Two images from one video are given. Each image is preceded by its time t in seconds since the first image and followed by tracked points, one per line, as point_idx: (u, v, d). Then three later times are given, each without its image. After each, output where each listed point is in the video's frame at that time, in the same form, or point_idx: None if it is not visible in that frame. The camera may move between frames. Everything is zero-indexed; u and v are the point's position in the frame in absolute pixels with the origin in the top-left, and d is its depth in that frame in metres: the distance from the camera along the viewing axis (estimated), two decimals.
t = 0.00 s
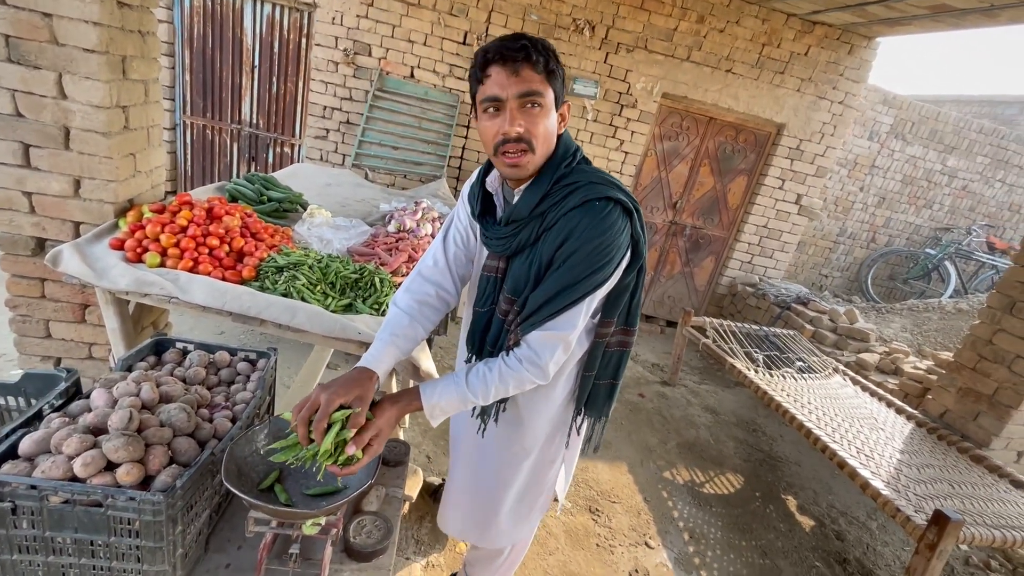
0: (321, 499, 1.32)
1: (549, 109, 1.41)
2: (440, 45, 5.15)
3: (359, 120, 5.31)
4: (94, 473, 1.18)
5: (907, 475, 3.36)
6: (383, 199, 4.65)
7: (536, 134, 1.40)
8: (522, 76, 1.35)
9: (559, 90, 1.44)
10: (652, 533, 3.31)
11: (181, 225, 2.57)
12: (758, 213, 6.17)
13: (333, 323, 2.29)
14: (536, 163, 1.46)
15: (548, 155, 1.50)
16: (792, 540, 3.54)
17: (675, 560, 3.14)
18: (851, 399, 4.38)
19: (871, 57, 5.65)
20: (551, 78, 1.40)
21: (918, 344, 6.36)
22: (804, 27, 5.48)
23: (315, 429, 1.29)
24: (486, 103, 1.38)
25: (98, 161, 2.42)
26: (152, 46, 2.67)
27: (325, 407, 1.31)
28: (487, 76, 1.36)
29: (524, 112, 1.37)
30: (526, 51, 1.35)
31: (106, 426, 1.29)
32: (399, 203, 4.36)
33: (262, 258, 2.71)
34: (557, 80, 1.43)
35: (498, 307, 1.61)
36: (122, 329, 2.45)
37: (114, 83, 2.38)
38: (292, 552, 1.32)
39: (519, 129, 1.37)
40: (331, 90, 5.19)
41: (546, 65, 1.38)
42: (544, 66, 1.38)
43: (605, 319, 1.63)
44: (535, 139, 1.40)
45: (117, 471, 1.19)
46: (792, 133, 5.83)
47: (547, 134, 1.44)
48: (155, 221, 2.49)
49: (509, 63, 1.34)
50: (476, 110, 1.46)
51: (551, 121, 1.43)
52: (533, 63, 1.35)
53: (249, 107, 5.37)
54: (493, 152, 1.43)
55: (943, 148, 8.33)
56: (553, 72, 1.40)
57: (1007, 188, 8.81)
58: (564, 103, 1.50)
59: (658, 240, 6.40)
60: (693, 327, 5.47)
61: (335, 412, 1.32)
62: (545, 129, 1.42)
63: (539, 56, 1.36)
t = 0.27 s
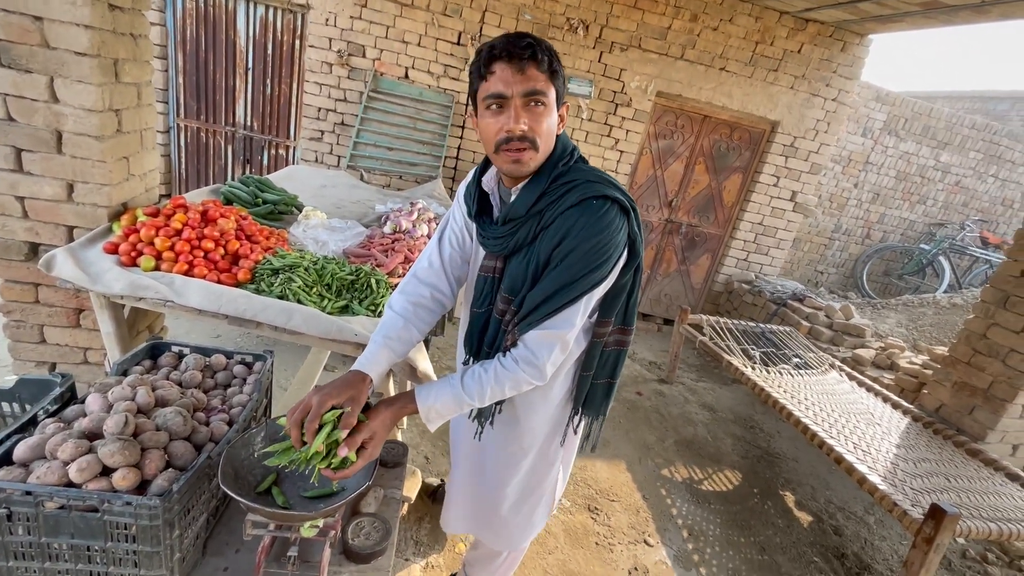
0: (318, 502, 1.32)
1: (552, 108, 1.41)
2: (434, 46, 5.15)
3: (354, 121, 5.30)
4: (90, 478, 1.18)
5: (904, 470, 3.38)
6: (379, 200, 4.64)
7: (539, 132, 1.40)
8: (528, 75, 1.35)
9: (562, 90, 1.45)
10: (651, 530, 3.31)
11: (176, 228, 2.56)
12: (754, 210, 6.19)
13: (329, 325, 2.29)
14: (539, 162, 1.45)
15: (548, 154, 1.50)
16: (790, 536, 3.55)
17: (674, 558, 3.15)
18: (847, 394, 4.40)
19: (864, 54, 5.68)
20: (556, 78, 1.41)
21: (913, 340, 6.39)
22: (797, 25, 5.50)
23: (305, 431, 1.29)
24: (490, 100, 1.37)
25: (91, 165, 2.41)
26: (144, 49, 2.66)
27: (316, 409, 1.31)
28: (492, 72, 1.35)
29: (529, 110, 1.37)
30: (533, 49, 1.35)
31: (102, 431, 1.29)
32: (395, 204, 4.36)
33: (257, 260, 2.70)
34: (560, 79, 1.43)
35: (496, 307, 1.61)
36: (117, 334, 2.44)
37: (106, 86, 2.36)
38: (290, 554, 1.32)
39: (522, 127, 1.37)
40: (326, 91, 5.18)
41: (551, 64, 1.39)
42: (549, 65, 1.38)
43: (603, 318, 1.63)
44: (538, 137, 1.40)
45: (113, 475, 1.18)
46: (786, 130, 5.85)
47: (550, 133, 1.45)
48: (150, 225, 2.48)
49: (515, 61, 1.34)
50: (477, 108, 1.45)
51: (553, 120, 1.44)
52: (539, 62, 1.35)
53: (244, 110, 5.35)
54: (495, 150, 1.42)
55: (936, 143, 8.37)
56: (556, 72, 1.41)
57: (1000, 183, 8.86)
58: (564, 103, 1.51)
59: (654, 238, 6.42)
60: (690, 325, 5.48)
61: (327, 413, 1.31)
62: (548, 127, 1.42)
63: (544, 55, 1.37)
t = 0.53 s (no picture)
0: (311, 507, 1.32)
1: (538, 111, 1.42)
2: (428, 49, 5.16)
3: (349, 125, 5.30)
4: (81, 486, 1.17)
5: (901, 466, 3.39)
6: (374, 203, 4.64)
7: (526, 136, 1.40)
8: (513, 79, 1.35)
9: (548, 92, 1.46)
10: (650, 530, 3.31)
11: (169, 234, 2.56)
12: (749, 209, 6.21)
13: (324, 329, 2.29)
14: (526, 165, 1.46)
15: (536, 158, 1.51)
16: (789, 534, 3.56)
17: (673, 558, 3.15)
18: (845, 392, 4.41)
19: (857, 52, 5.70)
20: (541, 82, 1.41)
21: (910, 336, 6.41)
22: (790, 23, 5.52)
23: (295, 437, 1.30)
24: (475, 104, 1.37)
25: (84, 172, 2.41)
26: (136, 55, 2.66)
27: (306, 415, 1.32)
28: (477, 77, 1.36)
29: (515, 114, 1.37)
30: (518, 54, 1.36)
31: (94, 439, 1.29)
32: (390, 207, 4.36)
33: (252, 265, 2.70)
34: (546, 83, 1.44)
35: (488, 310, 1.61)
36: (112, 340, 2.44)
37: (98, 93, 2.36)
38: (284, 560, 1.33)
39: (509, 130, 1.37)
40: (320, 95, 5.19)
41: (537, 67, 1.40)
42: (535, 68, 1.39)
43: (595, 320, 1.64)
44: (526, 141, 1.41)
45: (105, 483, 1.18)
46: (780, 129, 5.86)
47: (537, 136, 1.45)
48: (143, 231, 2.47)
49: (500, 65, 1.34)
50: (463, 112, 1.46)
51: (540, 123, 1.44)
52: (524, 66, 1.36)
53: (238, 114, 5.35)
54: (482, 153, 1.42)
55: (930, 140, 8.40)
56: (542, 75, 1.42)
57: (994, 179, 8.90)
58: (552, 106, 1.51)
59: (650, 238, 6.43)
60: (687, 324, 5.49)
61: (317, 418, 1.33)
62: (535, 131, 1.43)
63: (529, 58, 1.37)
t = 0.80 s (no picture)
0: (314, 511, 1.32)
1: (534, 116, 1.43)
2: (428, 53, 5.19)
3: (350, 130, 5.33)
4: (85, 491, 1.18)
5: (907, 466, 3.37)
6: (376, 208, 4.66)
7: (522, 140, 1.41)
8: (508, 84, 1.36)
9: (543, 96, 1.47)
10: (654, 533, 3.31)
11: (172, 240, 2.58)
12: (751, 210, 6.20)
13: (326, 333, 2.30)
14: (523, 169, 1.47)
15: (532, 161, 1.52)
16: (794, 536, 3.54)
17: (678, 560, 3.14)
18: (849, 391, 4.39)
19: (857, 51, 5.70)
20: (536, 86, 1.42)
21: (914, 335, 6.38)
22: (789, 24, 5.52)
23: (298, 443, 1.31)
24: (471, 110, 1.38)
25: (87, 180, 2.44)
26: (139, 64, 2.68)
27: (308, 421, 1.33)
28: (472, 83, 1.37)
29: (511, 119, 1.38)
30: (512, 59, 1.36)
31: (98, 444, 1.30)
32: (391, 211, 4.38)
33: (254, 271, 2.72)
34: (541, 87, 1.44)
35: (488, 314, 1.62)
36: (116, 347, 2.46)
37: (102, 102, 2.39)
38: (287, 564, 1.33)
39: (505, 135, 1.38)
40: (322, 101, 5.22)
41: (532, 71, 1.41)
42: (529, 72, 1.39)
43: (594, 322, 1.64)
44: (522, 145, 1.42)
45: (109, 488, 1.19)
46: (781, 129, 5.87)
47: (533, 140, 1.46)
48: (147, 238, 2.49)
49: (494, 70, 1.35)
50: (460, 118, 1.47)
51: (536, 127, 1.45)
52: (519, 71, 1.36)
53: (241, 121, 5.38)
54: (479, 159, 1.44)
55: (932, 138, 8.39)
56: (537, 79, 1.43)
57: (997, 177, 8.87)
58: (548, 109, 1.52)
59: (652, 240, 6.43)
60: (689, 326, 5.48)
61: (318, 424, 1.33)
62: (531, 135, 1.44)
63: (523, 63, 1.38)
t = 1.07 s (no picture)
0: (321, 515, 1.34)
1: (530, 124, 1.45)
2: (433, 61, 5.24)
3: (356, 138, 5.39)
4: (99, 496, 1.21)
5: (917, 470, 3.34)
6: (382, 214, 4.70)
7: (519, 149, 1.44)
8: (503, 95, 1.38)
9: (539, 104, 1.49)
10: (661, 537, 3.30)
11: (182, 249, 2.62)
12: (756, 213, 6.19)
13: (333, 339, 2.33)
14: (522, 176, 1.49)
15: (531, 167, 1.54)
16: (803, 541, 3.51)
17: (686, 565, 3.13)
18: (857, 395, 4.36)
19: (862, 53, 5.69)
20: (531, 95, 1.44)
21: (924, 338, 6.33)
22: (792, 27, 5.53)
23: (304, 447, 1.34)
24: (468, 121, 1.41)
25: (100, 191, 2.49)
26: (150, 77, 2.74)
27: (313, 426, 1.36)
28: (468, 94, 1.40)
29: (507, 128, 1.41)
30: (506, 69, 1.39)
31: (111, 450, 1.33)
32: (397, 218, 4.42)
33: (262, 278, 2.75)
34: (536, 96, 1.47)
35: (490, 320, 1.64)
36: (128, 354, 2.50)
37: (114, 114, 2.44)
38: (296, 567, 1.35)
39: (502, 144, 1.41)
40: (328, 109, 5.28)
41: (527, 81, 1.43)
42: (524, 82, 1.42)
43: (596, 327, 1.65)
44: (519, 153, 1.44)
45: (122, 493, 1.22)
46: (786, 132, 5.86)
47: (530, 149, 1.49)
48: (157, 246, 2.53)
49: (489, 81, 1.37)
50: (457, 129, 1.50)
51: (533, 134, 1.48)
52: (513, 81, 1.39)
53: (248, 130, 5.46)
54: (477, 168, 1.46)
55: (940, 139, 8.33)
56: (532, 88, 1.45)
57: (1007, 177, 8.79)
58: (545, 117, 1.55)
59: (658, 243, 6.43)
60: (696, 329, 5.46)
61: (324, 429, 1.36)
62: (527, 144, 1.46)
63: (518, 72, 1.40)
